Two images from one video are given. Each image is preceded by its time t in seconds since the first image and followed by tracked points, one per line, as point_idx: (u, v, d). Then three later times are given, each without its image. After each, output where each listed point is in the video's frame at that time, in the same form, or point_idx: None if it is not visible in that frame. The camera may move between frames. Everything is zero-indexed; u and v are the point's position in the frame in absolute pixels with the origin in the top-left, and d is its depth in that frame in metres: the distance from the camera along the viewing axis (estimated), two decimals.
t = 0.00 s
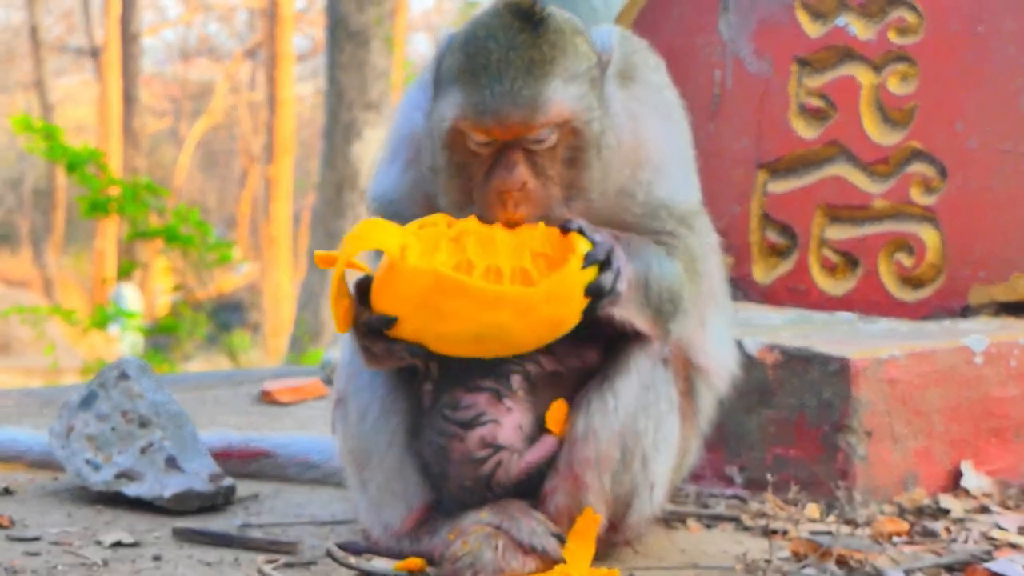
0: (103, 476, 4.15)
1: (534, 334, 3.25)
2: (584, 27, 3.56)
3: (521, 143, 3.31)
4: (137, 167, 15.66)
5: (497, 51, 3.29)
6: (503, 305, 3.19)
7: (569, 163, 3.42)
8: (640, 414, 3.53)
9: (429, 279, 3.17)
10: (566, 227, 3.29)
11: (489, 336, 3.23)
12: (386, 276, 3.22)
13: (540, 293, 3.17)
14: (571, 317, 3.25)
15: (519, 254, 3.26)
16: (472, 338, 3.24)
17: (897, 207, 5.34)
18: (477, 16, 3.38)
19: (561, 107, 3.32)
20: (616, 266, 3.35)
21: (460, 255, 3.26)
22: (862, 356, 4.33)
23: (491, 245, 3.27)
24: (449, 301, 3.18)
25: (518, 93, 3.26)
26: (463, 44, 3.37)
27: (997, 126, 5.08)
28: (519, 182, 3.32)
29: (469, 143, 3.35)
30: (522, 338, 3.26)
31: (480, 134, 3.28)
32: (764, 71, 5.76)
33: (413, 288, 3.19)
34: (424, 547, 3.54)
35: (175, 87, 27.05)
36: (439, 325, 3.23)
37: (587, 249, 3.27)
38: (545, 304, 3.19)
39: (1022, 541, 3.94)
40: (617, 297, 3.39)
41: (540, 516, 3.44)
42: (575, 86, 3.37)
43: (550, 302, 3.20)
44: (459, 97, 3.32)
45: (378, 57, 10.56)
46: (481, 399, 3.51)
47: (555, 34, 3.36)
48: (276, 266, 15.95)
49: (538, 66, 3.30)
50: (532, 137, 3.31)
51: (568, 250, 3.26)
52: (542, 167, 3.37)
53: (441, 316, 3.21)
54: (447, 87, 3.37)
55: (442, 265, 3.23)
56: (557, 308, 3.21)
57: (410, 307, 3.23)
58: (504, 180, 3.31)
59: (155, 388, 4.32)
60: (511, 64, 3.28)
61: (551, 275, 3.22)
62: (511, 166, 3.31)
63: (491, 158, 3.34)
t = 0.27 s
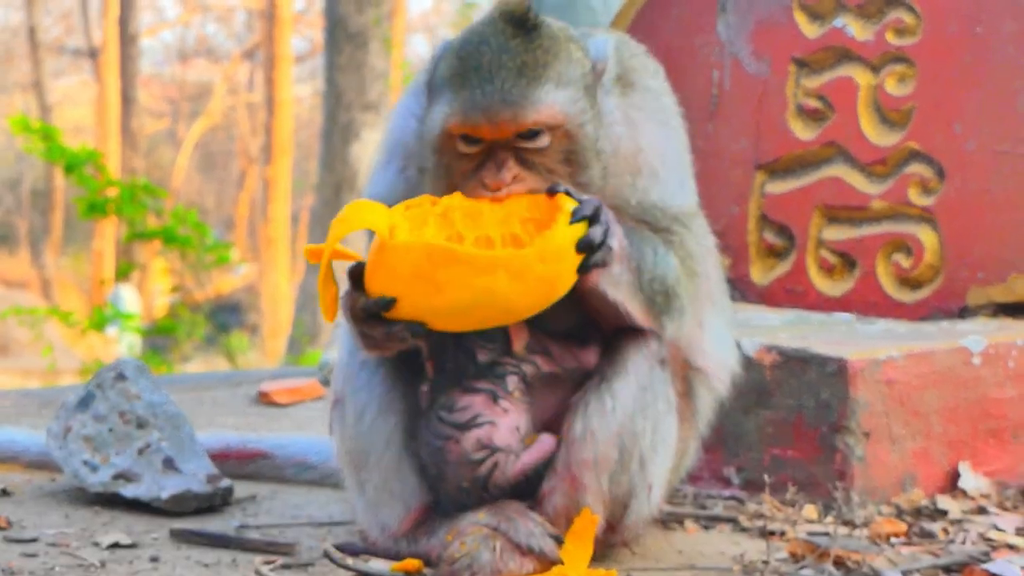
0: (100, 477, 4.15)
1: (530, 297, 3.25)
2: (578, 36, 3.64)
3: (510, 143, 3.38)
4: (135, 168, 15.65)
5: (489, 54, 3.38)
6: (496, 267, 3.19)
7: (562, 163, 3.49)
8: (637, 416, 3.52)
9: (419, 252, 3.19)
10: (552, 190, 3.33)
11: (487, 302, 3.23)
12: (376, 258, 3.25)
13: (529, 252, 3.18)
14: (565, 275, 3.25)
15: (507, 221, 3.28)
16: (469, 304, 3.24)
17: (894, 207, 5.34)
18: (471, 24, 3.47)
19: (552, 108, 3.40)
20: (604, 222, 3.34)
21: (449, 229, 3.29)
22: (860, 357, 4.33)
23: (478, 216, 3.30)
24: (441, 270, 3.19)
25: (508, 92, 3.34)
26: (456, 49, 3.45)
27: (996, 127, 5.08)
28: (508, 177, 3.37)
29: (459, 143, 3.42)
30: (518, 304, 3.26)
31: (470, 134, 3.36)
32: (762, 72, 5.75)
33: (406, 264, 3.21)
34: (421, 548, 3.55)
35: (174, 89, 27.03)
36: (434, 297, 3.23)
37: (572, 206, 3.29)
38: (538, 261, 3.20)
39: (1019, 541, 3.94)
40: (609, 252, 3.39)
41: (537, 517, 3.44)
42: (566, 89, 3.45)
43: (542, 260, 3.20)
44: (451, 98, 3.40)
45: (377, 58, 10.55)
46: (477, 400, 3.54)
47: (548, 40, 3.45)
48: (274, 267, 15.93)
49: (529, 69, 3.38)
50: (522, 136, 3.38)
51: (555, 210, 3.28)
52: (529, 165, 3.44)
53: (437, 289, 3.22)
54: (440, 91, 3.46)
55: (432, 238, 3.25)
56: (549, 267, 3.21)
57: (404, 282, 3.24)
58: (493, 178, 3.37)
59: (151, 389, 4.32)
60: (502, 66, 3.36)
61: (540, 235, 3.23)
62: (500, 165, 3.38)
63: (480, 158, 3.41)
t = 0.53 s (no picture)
0: (99, 480, 4.15)
1: (530, 352, 3.28)
2: (584, 34, 3.59)
3: (526, 149, 3.36)
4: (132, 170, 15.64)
5: (503, 58, 3.35)
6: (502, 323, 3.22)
7: (575, 171, 3.45)
8: (637, 417, 3.53)
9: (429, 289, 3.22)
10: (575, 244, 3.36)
11: (486, 349, 3.27)
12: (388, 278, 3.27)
13: (540, 315, 3.21)
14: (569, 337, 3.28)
15: (525, 265, 3.31)
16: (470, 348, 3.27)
17: (892, 208, 5.35)
18: (479, 25, 3.43)
19: (569, 112, 3.38)
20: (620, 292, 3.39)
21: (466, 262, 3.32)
22: (858, 358, 4.33)
23: (498, 253, 3.31)
24: (448, 313, 3.22)
25: (526, 98, 3.31)
26: (466, 53, 3.42)
27: (994, 128, 5.08)
28: (525, 186, 3.36)
29: (474, 149, 3.39)
30: (517, 355, 3.29)
31: (487, 139, 3.33)
32: (760, 73, 5.75)
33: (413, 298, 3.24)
34: (421, 549, 3.54)
35: (170, 90, 27.02)
36: (438, 333, 3.27)
37: (593, 273, 3.32)
38: (545, 327, 3.23)
39: (1018, 542, 3.94)
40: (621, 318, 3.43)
41: (537, 519, 3.44)
42: (581, 93, 3.43)
43: (549, 325, 3.23)
44: (465, 104, 3.37)
45: (374, 59, 10.55)
46: (477, 401, 3.50)
47: (559, 41, 3.41)
48: (271, 268, 15.93)
49: (544, 73, 3.35)
50: (538, 142, 3.36)
51: (575, 266, 3.32)
52: (546, 173, 3.41)
53: (439, 326, 3.25)
54: (452, 94, 3.42)
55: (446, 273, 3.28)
56: (554, 331, 3.25)
57: (411, 310, 3.27)
58: (511, 186, 3.36)
59: (150, 391, 4.30)
60: (517, 71, 3.34)
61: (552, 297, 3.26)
62: (518, 172, 3.36)
63: (496, 164, 3.39)
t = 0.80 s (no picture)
0: (100, 479, 4.15)
1: (524, 406, 3.17)
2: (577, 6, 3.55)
3: (520, 124, 3.29)
4: (132, 171, 15.65)
5: (493, 30, 3.28)
6: (500, 377, 3.09)
7: (565, 145, 3.40)
8: (637, 421, 3.53)
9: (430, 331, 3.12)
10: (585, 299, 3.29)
11: (482, 398, 3.13)
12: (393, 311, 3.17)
13: (540, 372, 3.10)
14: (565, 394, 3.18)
15: (531, 314, 3.20)
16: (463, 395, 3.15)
17: (893, 212, 5.35)
18: None
19: (560, 84, 3.30)
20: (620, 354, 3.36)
21: (472, 305, 3.20)
22: (858, 361, 4.34)
23: (506, 299, 3.19)
24: (446, 358, 3.11)
25: (517, 73, 3.24)
26: (458, 25, 3.36)
27: (995, 132, 5.09)
28: (519, 166, 3.29)
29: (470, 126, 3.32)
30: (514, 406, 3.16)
31: (481, 116, 3.26)
32: (761, 76, 5.75)
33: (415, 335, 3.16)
34: (421, 550, 3.54)
35: (171, 92, 27.04)
36: (434, 374, 3.17)
37: (598, 334, 3.27)
38: (543, 385, 3.12)
39: (1018, 546, 3.95)
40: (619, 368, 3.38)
41: (537, 520, 3.46)
42: (572, 65, 3.35)
43: (547, 383, 3.12)
44: (458, 77, 3.30)
45: (374, 61, 10.56)
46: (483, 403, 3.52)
47: (550, 14, 3.35)
48: (271, 269, 15.94)
49: (534, 45, 3.28)
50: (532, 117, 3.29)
51: (581, 322, 3.25)
52: (539, 149, 3.34)
53: (437, 368, 3.14)
54: (447, 69, 3.35)
55: (451, 318, 3.15)
56: (551, 389, 3.14)
57: (411, 348, 3.18)
58: (505, 162, 3.29)
59: (151, 391, 4.32)
60: (508, 43, 3.27)
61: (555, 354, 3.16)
62: (512, 148, 3.30)
63: (491, 139, 3.32)
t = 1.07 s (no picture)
0: (101, 484, 4.14)
1: (516, 352, 3.25)
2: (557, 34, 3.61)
3: (479, 132, 3.34)
4: (134, 174, 15.66)
5: (459, 47, 3.34)
6: (494, 321, 3.17)
7: (530, 158, 3.42)
8: (637, 422, 3.52)
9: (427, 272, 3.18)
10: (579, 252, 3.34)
11: (471, 342, 3.22)
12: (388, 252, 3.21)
13: (532, 321, 3.17)
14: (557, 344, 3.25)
15: (526, 264, 3.25)
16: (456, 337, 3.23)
17: (893, 213, 5.35)
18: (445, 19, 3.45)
19: (518, 96, 3.34)
20: (613, 307, 3.37)
21: (468, 250, 3.25)
22: (859, 363, 4.33)
23: (502, 248, 3.24)
24: (442, 300, 3.18)
25: (473, 80, 3.30)
26: (428, 45, 3.42)
27: (995, 133, 5.08)
28: (476, 170, 3.34)
29: (434, 137, 3.39)
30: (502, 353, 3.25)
31: (439, 125, 3.32)
32: (761, 79, 5.74)
33: (410, 276, 3.21)
34: (421, 554, 3.52)
35: (172, 94, 27.06)
36: (428, 316, 3.24)
37: (592, 287, 3.30)
38: (535, 333, 3.19)
39: (1019, 547, 3.94)
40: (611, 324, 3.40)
41: (537, 523, 3.45)
42: (535, 81, 3.39)
43: (539, 331, 3.19)
44: (421, 91, 3.37)
45: (375, 63, 10.56)
46: (479, 406, 3.53)
47: (517, 32, 3.40)
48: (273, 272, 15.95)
49: (497, 60, 3.33)
50: (489, 126, 3.34)
51: (576, 275, 3.29)
52: (499, 159, 3.39)
53: (430, 309, 3.22)
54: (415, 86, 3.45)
55: (447, 261, 3.21)
56: (542, 338, 3.21)
57: (406, 289, 3.24)
58: (461, 169, 3.35)
59: (151, 396, 4.32)
60: (471, 58, 3.32)
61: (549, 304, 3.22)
62: (471, 155, 3.35)
63: (453, 150, 3.39)
